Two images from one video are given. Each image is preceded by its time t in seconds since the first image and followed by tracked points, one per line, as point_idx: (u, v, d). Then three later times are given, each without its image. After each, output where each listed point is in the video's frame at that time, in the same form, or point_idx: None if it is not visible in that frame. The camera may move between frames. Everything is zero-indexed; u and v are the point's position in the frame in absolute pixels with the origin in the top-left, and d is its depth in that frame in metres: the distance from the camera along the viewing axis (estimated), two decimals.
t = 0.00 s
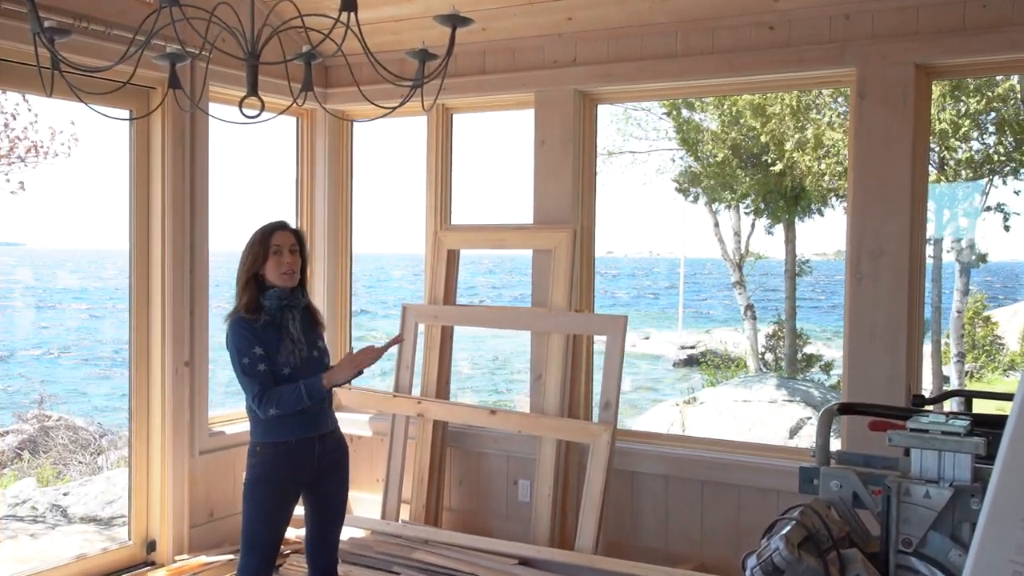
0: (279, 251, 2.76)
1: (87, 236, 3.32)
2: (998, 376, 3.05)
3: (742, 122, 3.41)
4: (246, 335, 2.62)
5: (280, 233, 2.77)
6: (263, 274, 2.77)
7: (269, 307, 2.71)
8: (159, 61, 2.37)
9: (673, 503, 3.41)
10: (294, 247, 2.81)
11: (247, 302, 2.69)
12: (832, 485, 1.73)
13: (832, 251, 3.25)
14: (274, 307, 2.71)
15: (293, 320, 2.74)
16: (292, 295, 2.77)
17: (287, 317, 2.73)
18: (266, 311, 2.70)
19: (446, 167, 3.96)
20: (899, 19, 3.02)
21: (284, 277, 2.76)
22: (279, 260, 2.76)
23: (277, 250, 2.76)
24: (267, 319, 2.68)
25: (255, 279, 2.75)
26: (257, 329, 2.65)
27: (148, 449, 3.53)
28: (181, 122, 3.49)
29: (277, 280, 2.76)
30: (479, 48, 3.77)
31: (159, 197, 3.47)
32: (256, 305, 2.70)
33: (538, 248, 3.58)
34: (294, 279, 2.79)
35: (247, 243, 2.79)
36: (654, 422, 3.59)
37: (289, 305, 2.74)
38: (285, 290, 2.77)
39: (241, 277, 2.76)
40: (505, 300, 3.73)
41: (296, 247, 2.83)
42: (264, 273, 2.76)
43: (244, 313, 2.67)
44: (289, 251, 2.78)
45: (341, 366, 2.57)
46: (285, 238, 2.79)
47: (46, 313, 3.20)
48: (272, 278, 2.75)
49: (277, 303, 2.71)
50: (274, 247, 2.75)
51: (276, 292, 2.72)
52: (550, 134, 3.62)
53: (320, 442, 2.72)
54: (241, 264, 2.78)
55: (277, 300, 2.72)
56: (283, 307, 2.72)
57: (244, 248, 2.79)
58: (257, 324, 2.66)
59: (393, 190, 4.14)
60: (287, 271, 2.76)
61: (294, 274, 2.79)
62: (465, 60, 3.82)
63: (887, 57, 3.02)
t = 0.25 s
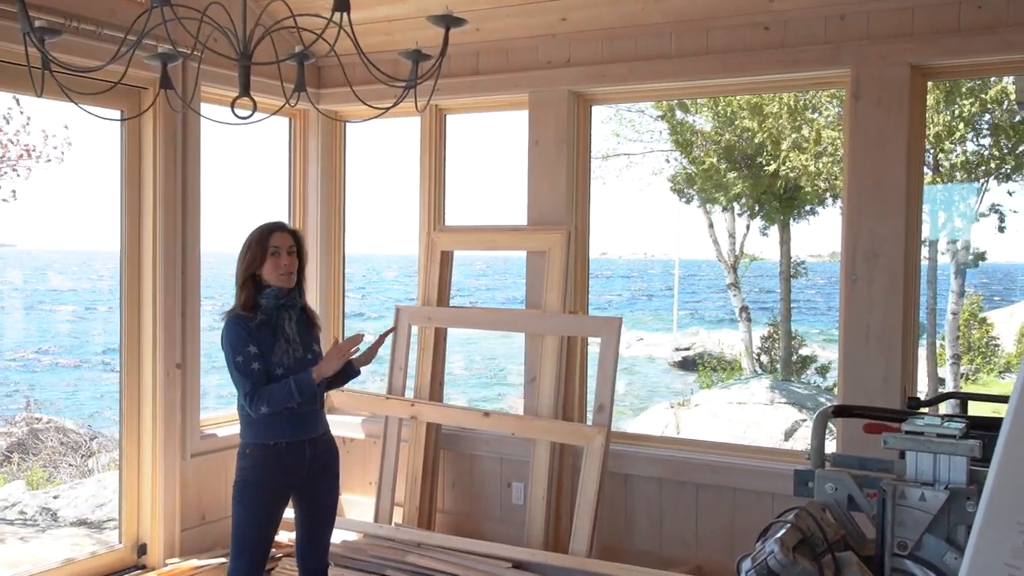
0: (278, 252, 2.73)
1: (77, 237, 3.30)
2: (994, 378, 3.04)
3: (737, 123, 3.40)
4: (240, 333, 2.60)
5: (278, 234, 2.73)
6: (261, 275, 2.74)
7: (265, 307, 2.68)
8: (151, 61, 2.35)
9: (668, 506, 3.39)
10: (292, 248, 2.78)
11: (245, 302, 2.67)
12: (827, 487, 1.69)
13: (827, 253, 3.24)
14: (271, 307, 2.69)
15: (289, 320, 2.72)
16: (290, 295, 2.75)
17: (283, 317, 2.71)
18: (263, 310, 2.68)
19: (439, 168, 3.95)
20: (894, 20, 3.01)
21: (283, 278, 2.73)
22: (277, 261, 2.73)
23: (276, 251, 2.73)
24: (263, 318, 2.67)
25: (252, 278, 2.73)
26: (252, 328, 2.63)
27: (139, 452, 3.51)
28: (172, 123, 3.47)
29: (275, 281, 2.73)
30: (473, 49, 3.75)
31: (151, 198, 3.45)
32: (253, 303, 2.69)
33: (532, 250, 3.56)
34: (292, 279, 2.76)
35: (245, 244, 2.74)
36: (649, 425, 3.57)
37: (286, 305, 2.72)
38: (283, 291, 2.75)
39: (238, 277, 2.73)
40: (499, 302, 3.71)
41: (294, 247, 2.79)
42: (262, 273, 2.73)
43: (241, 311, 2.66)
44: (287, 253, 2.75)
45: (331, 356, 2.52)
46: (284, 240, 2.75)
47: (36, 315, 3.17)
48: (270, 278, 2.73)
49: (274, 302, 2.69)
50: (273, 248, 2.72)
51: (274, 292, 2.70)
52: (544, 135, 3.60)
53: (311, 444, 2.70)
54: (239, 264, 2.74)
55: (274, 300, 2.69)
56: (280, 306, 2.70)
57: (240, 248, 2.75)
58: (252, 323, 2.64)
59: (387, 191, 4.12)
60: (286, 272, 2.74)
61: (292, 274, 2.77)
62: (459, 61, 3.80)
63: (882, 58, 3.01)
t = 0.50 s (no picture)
0: (275, 255, 2.72)
1: (73, 239, 3.29)
2: (990, 380, 3.04)
3: (733, 125, 3.40)
4: (235, 336, 2.59)
5: (274, 237, 2.73)
6: (257, 277, 2.73)
7: (261, 309, 2.69)
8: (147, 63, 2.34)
9: (664, 508, 3.39)
10: (289, 250, 2.78)
11: (241, 304, 2.68)
12: (823, 489, 1.71)
13: (823, 254, 3.24)
14: (268, 308, 2.69)
15: (285, 322, 2.71)
16: (287, 297, 2.75)
17: (279, 319, 2.70)
18: (259, 312, 2.68)
19: (435, 170, 3.95)
20: (890, 22, 3.01)
21: (280, 281, 2.73)
22: (274, 263, 2.73)
23: (272, 254, 2.72)
24: (259, 320, 2.66)
25: (249, 280, 2.73)
26: (247, 330, 2.62)
27: (135, 454, 3.50)
28: (168, 124, 3.46)
29: (272, 283, 2.73)
30: (469, 50, 3.75)
31: (147, 200, 3.44)
32: (249, 305, 2.69)
33: (528, 251, 3.56)
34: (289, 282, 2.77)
35: (241, 245, 2.74)
36: (645, 426, 3.57)
37: (283, 307, 2.72)
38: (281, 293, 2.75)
39: (235, 279, 2.73)
40: (495, 303, 3.71)
41: (290, 249, 2.79)
42: (259, 276, 2.73)
43: (237, 314, 2.66)
44: (284, 255, 2.74)
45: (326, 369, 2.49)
46: (281, 243, 2.75)
47: (31, 317, 3.17)
48: (266, 280, 2.72)
49: (270, 304, 2.69)
50: (269, 251, 2.72)
51: (270, 294, 2.71)
52: (541, 137, 3.60)
53: (307, 447, 2.69)
54: (235, 265, 2.74)
55: (271, 302, 2.70)
56: (276, 308, 2.70)
57: (237, 249, 2.75)
58: (248, 325, 2.63)
59: (384, 193, 4.12)
60: (283, 274, 2.74)
61: (289, 277, 2.77)
62: (455, 63, 3.80)
63: (879, 60, 3.01)
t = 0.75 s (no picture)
0: (278, 258, 2.73)
1: (75, 240, 3.30)
2: (992, 382, 3.04)
3: (734, 127, 3.40)
4: (233, 341, 2.60)
5: (278, 239, 2.73)
6: (259, 280, 2.73)
7: (262, 312, 2.68)
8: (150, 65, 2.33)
9: (666, 510, 3.38)
10: (291, 253, 2.78)
11: (241, 307, 2.67)
12: (825, 491, 1.70)
13: (825, 256, 3.24)
14: (267, 312, 2.68)
15: (285, 325, 2.70)
16: (288, 300, 2.75)
17: (279, 321, 2.70)
18: (259, 315, 2.68)
19: (436, 172, 3.95)
20: (892, 24, 3.01)
21: (282, 283, 2.73)
22: (277, 266, 2.73)
23: (275, 256, 2.73)
24: (259, 323, 2.66)
25: (250, 283, 2.73)
26: (246, 334, 2.62)
27: (136, 456, 3.50)
28: (170, 126, 3.47)
29: (274, 286, 2.73)
30: (471, 52, 3.75)
31: (148, 203, 3.45)
32: (249, 309, 2.69)
33: (530, 253, 3.56)
34: (291, 285, 2.77)
35: (243, 248, 2.74)
36: (647, 428, 3.57)
37: (283, 311, 2.71)
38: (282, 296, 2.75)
39: (236, 282, 2.72)
40: (497, 305, 3.71)
41: (293, 252, 2.79)
42: (261, 279, 2.73)
43: (237, 317, 2.66)
44: (287, 258, 2.75)
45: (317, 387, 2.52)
46: (283, 245, 2.75)
47: (32, 319, 3.17)
48: (268, 283, 2.72)
49: (270, 308, 2.69)
50: (273, 254, 2.72)
51: (271, 297, 2.70)
52: (542, 139, 3.60)
53: (309, 449, 2.69)
54: (236, 268, 2.74)
55: (271, 305, 2.69)
56: (276, 311, 2.70)
57: (238, 252, 2.75)
58: (247, 329, 2.63)
59: (385, 194, 4.13)
60: (285, 277, 2.74)
61: (291, 280, 2.77)
62: (456, 65, 3.81)
63: (880, 62, 3.01)
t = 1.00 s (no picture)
0: (279, 257, 2.73)
1: (77, 240, 3.30)
2: (994, 385, 3.03)
3: (736, 129, 3.40)
4: (229, 342, 2.60)
5: (279, 239, 2.73)
6: (261, 280, 2.73)
7: (260, 312, 2.68)
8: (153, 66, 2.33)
9: (668, 512, 3.38)
10: (293, 253, 2.78)
11: (241, 307, 2.68)
12: (826, 493, 1.70)
13: (827, 258, 3.24)
14: (266, 312, 2.68)
15: (283, 326, 2.70)
16: (287, 301, 2.75)
17: (277, 322, 2.69)
18: (257, 316, 2.68)
19: (438, 173, 3.95)
20: (895, 26, 3.01)
21: (283, 283, 2.73)
22: (279, 266, 2.73)
23: (277, 256, 2.73)
24: (257, 324, 2.66)
25: (251, 282, 2.73)
26: (243, 336, 2.62)
27: (138, 455, 3.51)
28: (172, 127, 3.47)
29: (275, 286, 2.73)
30: (473, 53, 3.75)
31: (150, 203, 3.45)
32: (248, 309, 2.69)
33: (532, 254, 3.56)
34: (292, 286, 2.76)
35: (246, 248, 2.74)
36: (648, 430, 3.56)
37: (282, 311, 2.72)
38: (282, 297, 2.74)
39: (238, 281, 2.73)
40: (499, 306, 3.70)
41: (295, 252, 2.79)
42: (262, 279, 2.73)
43: (236, 318, 2.66)
44: (288, 258, 2.75)
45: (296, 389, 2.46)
46: (285, 245, 2.75)
47: (34, 320, 3.17)
48: (268, 282, 2.72)
49: (268, 308, 2.69)
50: (274, 254, 2.72)
51: (269, 298, 2.70)
52: (544, 140, 3.60)
53: (308, 449, 2.69)
54: (239, 268, 2.74)
55: (270, 306, 2.69)
56: (275, 312, 2.70)
57: (241, 251, 2.75)
58: (244, 330, 2.63)
59: (387, 195, 4.13)
60: (286, 277, 2.73)
61: (292, 280, 2.76)
62: (459, 66, 3.81)
63: (883, 64, 3.01)
